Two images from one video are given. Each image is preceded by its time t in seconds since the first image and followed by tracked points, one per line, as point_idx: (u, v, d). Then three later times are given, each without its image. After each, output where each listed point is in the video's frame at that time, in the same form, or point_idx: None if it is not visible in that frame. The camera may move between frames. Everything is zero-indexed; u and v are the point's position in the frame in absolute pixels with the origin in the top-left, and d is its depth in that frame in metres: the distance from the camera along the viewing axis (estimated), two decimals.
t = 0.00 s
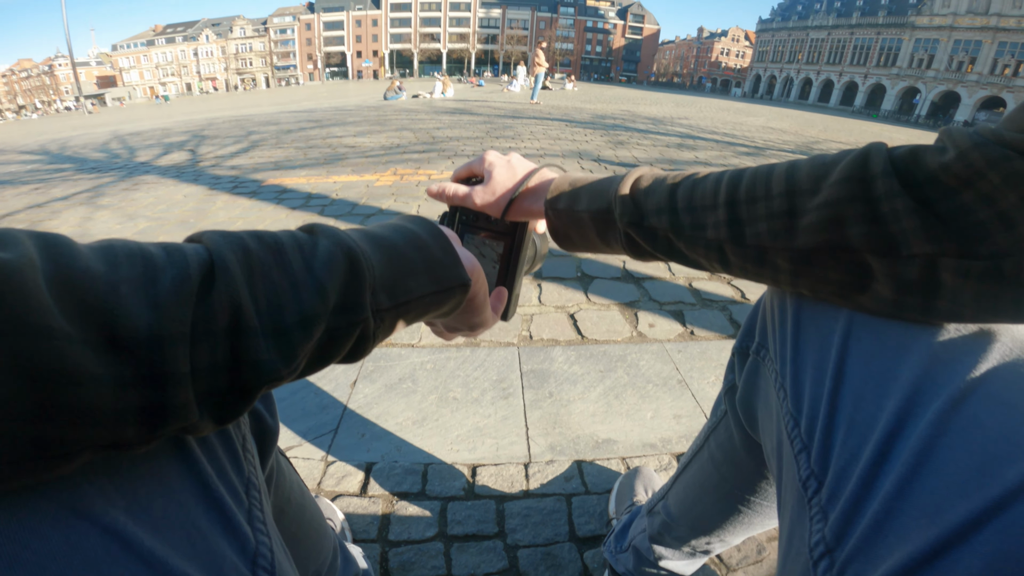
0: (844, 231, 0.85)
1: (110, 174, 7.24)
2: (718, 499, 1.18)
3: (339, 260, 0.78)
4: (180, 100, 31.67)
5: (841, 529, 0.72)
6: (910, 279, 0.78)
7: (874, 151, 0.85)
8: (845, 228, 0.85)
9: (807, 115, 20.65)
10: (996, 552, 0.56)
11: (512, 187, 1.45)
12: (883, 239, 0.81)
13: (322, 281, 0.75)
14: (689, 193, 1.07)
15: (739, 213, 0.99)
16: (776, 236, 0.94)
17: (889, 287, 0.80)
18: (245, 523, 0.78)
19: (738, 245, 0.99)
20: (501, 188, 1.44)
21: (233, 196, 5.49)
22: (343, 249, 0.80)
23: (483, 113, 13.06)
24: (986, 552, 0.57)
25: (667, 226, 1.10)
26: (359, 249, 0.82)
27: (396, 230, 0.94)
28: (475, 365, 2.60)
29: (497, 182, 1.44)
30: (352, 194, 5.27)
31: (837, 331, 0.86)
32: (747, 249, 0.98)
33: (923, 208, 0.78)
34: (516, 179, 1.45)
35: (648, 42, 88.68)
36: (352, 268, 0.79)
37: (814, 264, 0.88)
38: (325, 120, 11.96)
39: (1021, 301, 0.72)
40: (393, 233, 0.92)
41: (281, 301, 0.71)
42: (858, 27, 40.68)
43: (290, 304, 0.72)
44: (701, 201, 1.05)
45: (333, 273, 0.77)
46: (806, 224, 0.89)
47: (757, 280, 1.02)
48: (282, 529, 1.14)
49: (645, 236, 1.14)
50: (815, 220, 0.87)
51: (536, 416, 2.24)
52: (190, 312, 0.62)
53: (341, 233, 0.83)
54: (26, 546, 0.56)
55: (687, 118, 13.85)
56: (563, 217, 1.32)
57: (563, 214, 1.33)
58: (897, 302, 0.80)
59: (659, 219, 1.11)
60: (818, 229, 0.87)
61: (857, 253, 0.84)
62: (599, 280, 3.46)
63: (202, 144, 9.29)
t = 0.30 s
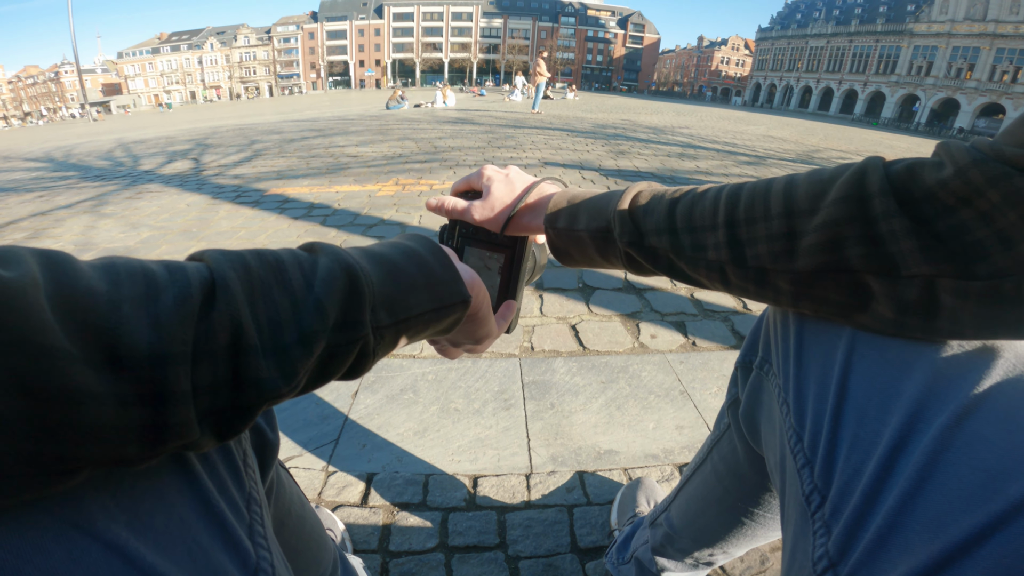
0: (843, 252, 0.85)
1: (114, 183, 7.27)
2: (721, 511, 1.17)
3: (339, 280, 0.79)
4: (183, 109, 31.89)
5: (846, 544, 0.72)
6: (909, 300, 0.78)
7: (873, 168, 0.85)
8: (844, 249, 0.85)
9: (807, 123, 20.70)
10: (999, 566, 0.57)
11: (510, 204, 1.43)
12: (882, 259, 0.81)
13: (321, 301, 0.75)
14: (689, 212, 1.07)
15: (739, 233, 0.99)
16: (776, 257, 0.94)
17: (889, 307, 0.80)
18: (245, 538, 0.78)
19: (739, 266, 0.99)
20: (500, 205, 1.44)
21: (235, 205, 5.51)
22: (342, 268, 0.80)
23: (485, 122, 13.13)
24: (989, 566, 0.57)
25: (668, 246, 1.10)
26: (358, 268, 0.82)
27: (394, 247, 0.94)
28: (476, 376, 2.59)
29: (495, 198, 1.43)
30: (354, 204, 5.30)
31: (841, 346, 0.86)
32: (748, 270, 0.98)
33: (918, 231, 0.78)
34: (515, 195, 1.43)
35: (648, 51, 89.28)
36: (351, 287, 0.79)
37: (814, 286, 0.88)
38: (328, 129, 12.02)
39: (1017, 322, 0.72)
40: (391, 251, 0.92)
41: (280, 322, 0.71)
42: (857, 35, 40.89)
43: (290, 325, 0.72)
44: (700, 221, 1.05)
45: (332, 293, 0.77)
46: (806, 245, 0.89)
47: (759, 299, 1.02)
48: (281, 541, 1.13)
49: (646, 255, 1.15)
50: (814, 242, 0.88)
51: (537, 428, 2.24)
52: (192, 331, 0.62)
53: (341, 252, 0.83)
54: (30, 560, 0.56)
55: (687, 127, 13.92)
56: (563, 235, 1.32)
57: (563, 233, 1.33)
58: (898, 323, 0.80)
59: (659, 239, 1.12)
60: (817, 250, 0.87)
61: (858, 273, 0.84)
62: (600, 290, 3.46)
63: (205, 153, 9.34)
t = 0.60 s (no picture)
0: (846, 254, 0.85)
1: (115, 186, 7.29)
2: (722, 517, 1.17)
3: (341, 289, 0.79)
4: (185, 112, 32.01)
5: (847, 548, 0.72)
6: (911, 301, 0.78)
7: (876, 173, 0.85)
8: (846, 252, 0.85)
9: (807, 127, 20.72)
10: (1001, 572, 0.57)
11: (519, 202, 1.45)
12: (884, 262, 0.81)
13: (323, 310, 0.76)
14: (694, 213, 1.07)
15: (743, 234, 0.99)
16: (780, 259, 0.94)
17: (892, 309, 0.80)
18: (243, 543, 0.78)
19: (742, 267, 0.99)
20: (509, 202, 1.45)
21: (236, 209, 5.52)
22: (345, 277, 0.80)
23: (485, 126, 13.16)
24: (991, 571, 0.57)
25: (673, 246, 1.10)
26: (360, 276, 0.82)
27: (398, 256, 0.94)
28: (476, 380, 2.59)
29: (505, 195, 1.45)
30: (355, 208, 5.31)
31: (843, 351, 0.86)
32: (751, 271, 0.98)
33: (924, 233, 0.78)
34: (525, 194, 1.45)
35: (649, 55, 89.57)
36: (354, 299, 0.80)
37: (816, 287, 0.88)
38: (329, 134, 12.05)
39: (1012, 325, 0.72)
40: (395, 259, 0.93)
41: (282, 332, 0.72)
42: (857, 40, 40.99)
43: (293, 336, 0.72)
44: (705, 222, 1.05)
45: (335, 303, 0.78)
46: (808, 247, 0.89)
47: (761, 302, 1.02)
48: (280, 545, 1.13)
49: (651, 255, 1.15)
50: (817, 242, 0.88)
51: (537, 432, 2.23)
52: (193, 342, 0.63)
53: (344, 259, 0.84)
54: (27, 564, 0.57)
55: (688, 132, 13.96)
56: (569, 235, 1.33)
57: (570, 233, 1.34)
58: (899, 325, 0.80)
59: (665, 239, 1.12)
60: (820, 252, 0.87)
61: (858, 275, 0.84)
62: (601, 295, 3.46)
63: (206, 156, 9.36)
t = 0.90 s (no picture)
0: (839, 236, 0.85)
1: (114, 179, 7.27)
2: (722, 506, 1.17)
3: (332, 276, 0.79)
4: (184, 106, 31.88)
5: (846, 536, 0.72)
6: (905, 281, 0.78)
7: (869, 159, 0.87)
8: (840, 234, 0.85)
9: (809, 122, 20.67)
10: (999, 559, 0.56)
11: (531, 188, 1.45)
12: (877, 243, 0.82)
13: (308, 299, 0.76)
14: (695, 200, 1.08)
15: (741, 219, 1.00)
16: (775, 240, 0.94)
17: (886, 289, 0.80)
18: (228, 534, 0.78)
19: (739, 248, 0.99)
20: (521, 189, 1.45)
21: (235, 202, 5.51)
22: (339, 263, 0.80)
23: (485, 120, 13.11)
24: (989, 558, 0.57)
25: (674, 231, 1.11)
26: (355, 261, 0.82)
27: (403, 235, 0.94)
28: (475, 372, 2.60)
29: (517, 182, 1.45)
30: (355, 201, 5.29)
31: (842, 339, 0.86)
32: (747, 253, 0.99)
33: (915, 213, 0.79)
34: (536, 180, 1.46)
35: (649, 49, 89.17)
36: (348, 285, 0.80)
37: (810, 267, 0.88)
38: (328, 127, 12.01)
39: (1014, 301, 0.70)
40: (397, 239, 0.92)
41: (265, 326, 0.72)
42: (859, 35, 40.84)
43: (275, 336, 0.72)
44: (706, 208, 1.06)
45: (325, 294, 0.78)
46: (803, 229, 0.90)
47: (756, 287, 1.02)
48: (279, 536, 1.14)
49: (653, 239, 1.15)
50: (811, 225, 0.88)
51: (536, 424, 2.24)
52: (155, 340, 0.62)
53: (340, 242, 0.84)
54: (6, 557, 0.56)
55: (688, 126, 13.92)
56: (577, 221, 1.33)
57: (578, 218, 1.34)
58: (894, 304, 0.80)
59: (668, 225, 1.12)
60: (815, 233, 0.88)
61: (851, 256, 0.84)
62: (600, 288, 3.47)
63: (205, 150, 9.32)
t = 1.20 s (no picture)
0: (869, 203, 0.83)
1: (112, 169, 7.25)
2: (720, 488, 1.18)
3: (337, 251, 0.79)
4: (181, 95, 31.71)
5: (843, 515, 0.74)
6: (923, 251, 0.77)
7: (912, 140, 0.85)
8: (870, 200, 0.83)
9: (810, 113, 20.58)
10: (994, 536, 0.57)
11: (555, 142, 1.39)
12: (904, 212, 0.80)
13: (318, 269, 0.76)
14: (727, 159, 1.05)
15: (772, 176, 0.96)
16: (802, 199, 0.91)
17: (903, 257, 0.78)
18: (239, 511, 0.80)
19: (763, 203, 0.96)
20: (544, 142, 1.39)
21: (234, 190, 5.49)
22: (342, 240, 0.81)
23: (485, 109, 13.03)
24: (982, 536, 0.57)
25: (699, 182, 1.07)
26: (360, 239, 0.83)
27: (401, 213, 0.94)
28: (476, 359, 2.60)
29: (540, 135, 1.38)
30: (354, 189, 5.28)
31: (842, 319, 0.86)
32: (770, 211, 0.96)
33: (946, 187, 0.77)
34: (559, 134, 1.40)
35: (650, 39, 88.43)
36: (351, 258, 0.80)
37: (833, 229, 0.87)
38: (327, 116, 11.95)
39: (1017, 283, 0.68)
40: (395, 217, 0.93)
41: (277, 290, 0.72)
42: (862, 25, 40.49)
43: (288, 298, 0.73)
44: (736, 165, 1.02)
45: (331, 265, 0.78)
46: (834, 191, 0.87)
47: (770, 253, 1.00)
48: (281, 519, 1.15)
49: (672, 191, 1.11)
50: (843, 188, 0.86)
51: (536, 410, 2.26)
52: (181, 302, 0.63)
53: (342, 220, 0.85)
54: (22, 530, 0.55)
55: (689, 116, 13.86)
56: (597, 167, 1.29)
57: (595, 165, 1.30)
58: (909, 274, 0.78)
59: (692, 176, 1.08)
60: (845, 196, 0.85)
61: (877, 223, 0.82)
62: (600, 275, 3.47)
63: (203, 139, 9.28)
